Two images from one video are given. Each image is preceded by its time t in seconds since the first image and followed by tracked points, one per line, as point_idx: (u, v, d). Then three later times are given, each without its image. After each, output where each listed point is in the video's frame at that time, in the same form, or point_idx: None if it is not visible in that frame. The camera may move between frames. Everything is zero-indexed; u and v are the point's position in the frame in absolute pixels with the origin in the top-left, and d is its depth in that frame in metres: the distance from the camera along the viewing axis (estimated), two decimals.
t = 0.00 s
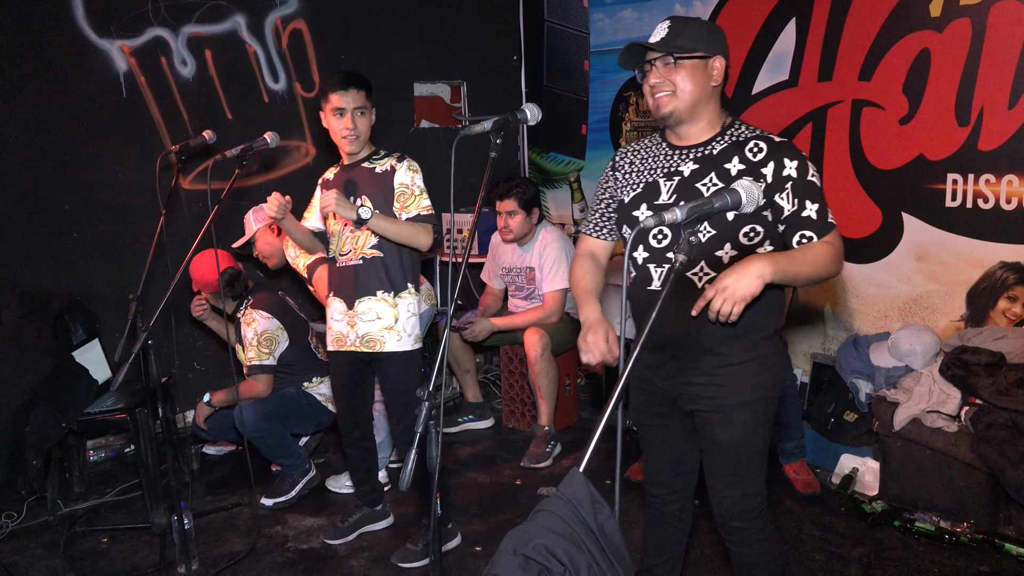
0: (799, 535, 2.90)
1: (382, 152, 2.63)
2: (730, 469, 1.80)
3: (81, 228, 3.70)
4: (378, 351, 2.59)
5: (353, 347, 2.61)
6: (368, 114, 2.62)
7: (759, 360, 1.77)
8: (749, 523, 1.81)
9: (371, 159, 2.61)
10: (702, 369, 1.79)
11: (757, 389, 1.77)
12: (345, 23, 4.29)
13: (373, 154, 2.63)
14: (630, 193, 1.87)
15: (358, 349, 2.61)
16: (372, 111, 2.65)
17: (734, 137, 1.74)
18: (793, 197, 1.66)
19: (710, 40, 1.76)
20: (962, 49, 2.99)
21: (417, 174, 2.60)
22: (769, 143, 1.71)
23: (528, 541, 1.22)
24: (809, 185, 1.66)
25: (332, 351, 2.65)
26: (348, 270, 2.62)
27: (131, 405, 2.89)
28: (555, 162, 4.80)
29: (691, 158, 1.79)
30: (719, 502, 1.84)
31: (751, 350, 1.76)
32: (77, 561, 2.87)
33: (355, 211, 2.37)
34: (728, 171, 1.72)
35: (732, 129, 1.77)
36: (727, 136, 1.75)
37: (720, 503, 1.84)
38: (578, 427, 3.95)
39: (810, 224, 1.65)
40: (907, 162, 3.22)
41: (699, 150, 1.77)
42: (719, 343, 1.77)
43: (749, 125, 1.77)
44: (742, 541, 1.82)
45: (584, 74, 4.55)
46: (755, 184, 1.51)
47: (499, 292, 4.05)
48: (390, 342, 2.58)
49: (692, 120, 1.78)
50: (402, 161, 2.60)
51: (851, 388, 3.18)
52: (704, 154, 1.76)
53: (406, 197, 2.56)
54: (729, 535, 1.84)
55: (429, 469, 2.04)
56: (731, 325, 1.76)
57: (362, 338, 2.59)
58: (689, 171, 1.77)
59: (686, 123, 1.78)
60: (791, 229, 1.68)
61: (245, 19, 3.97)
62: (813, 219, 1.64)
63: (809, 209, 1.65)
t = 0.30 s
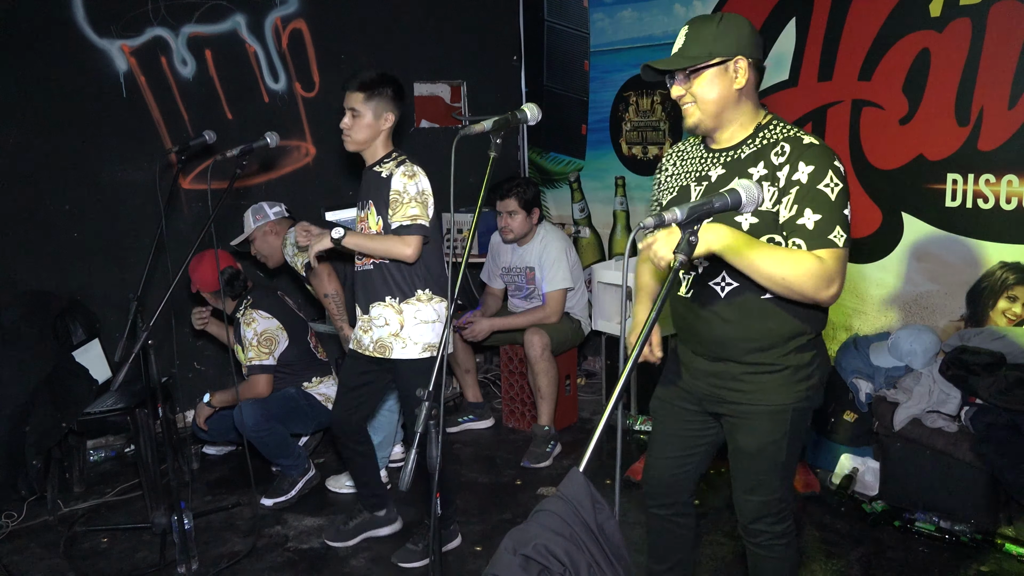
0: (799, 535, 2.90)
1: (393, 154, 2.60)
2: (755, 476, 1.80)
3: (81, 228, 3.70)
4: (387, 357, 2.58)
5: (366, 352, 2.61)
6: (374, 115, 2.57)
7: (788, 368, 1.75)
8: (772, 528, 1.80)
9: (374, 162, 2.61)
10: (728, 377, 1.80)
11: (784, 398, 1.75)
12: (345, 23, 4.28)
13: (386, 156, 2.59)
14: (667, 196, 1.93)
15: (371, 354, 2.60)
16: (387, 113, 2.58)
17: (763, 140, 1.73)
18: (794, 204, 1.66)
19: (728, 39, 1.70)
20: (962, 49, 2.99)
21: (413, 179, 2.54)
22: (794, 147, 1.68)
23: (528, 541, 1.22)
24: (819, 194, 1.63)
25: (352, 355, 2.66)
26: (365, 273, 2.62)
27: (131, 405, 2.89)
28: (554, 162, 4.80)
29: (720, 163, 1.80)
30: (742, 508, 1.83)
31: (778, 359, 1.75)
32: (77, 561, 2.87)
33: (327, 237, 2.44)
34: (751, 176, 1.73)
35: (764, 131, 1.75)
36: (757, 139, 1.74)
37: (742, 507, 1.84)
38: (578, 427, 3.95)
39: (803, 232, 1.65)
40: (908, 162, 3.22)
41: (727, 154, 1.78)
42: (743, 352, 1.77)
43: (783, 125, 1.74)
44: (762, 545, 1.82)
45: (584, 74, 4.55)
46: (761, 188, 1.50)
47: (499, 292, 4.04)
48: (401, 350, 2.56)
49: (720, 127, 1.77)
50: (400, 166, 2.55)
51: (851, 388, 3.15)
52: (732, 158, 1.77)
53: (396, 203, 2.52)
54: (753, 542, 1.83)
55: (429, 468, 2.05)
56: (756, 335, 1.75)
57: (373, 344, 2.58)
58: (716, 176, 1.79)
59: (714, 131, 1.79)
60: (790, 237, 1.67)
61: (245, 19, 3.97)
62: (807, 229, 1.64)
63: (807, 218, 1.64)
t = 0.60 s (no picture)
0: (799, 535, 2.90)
1: (388, 152, 2.58)
2: (749, 477, 1.80)
3: (81, 228, 3.70)
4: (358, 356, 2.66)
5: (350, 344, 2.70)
6: (365, 111, 2.55)
7: (779, 371, 1.74)
8: (766, 529, 1.82)
9: (374, 158, 2.60)
10: (723, 373, 1.81)
11: (775, 401, 1.74)
12: (345, 22, 4.28)
13: (383, 153, 2.57)
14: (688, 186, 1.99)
15: (351, 347, 2.70)
16: (378, 107, 2.56)
17: (755, 139, 1.72)
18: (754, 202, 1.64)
19: (720, 44, 1.73)
20: (962, 49, 2.99)
21: (389, 179, 2.48)
22: (775, 146, 1.67)
23: (528, 541, 1.22)
24: (781, 194, 1.62)
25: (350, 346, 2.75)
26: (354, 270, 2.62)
27: (131, 405, 2.89)
28: (554, 161, 4.80)
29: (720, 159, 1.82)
30: (737, 508, 1.85)
31: (770, 360, 1.74)
32: (76, 561, 2.87)
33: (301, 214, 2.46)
34: (732, 173, 1.74)
35: (760, 129, 1.74)
36: (751, 137, 1.73)
37: (737, 506, 1.85)
38: (578, 426, 3.96)
39: (756, 230, 1.63)
40: (908, 162, 3.22)
41: (725, 151, 1.80)
42: (736, 351, 1.77)
43: (780, 123, 1.71)
44: (760, 545, 1.83)
45: (584, 74, 4.55)
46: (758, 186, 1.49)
47: (499, 292, 4.05)
48: (364, 351, 2.60)
49: (719, 123, 1.81)
50: (381, 166, 2.52)
51: (851, 388, 3.16)
52: (727, 155, 1.78)
53: (370, 203, 2.51)
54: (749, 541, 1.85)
55: (428, 468, 2.04)
56: (747, 333, 1.75)
57: (353, 337, 2.67)
58: (711, 172, 1.82)
59: (715, 128, 1.82)
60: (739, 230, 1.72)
61: (245, 19, 3.97)
62: (761, 228, 1.62)
63: (762, 216, 1.62)
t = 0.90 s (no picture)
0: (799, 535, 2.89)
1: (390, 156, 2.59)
2: (742, 474, 1.80)
3: (81, 228, 3.70)
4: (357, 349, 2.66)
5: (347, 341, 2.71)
6: (356, 131, 2.52)
7: (769, 368, 1.75)
8: (761, 526, 1.81)
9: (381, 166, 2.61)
10: (714, 370, 1.81)
11: (765, 398, 1.75)
12: (345, 22, 4.29)
13: (386, 157, 2.58)
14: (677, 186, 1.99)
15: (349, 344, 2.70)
16: (365, 122, 2.52)
17: (738, 138, 1.73)
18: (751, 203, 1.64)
19: (715, 43, 1.72)
20: (962, 49, 2.99)
21: (394, 186, 2.49)
22: (756, 144, 1.68)
23: (528, 541, 1.22)
24: (775, 192, 1.61)
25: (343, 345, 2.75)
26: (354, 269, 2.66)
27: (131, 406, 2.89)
28: (554, 162, 4.80)
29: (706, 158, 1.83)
30: (733, 504, 1.84)
31: (758, 356, 1.75)
32: (77, 561, 2.87)
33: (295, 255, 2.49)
34: (717, 172, 1.74)
35: (743, 128, 1.75)
36: (735, 136, 1.74)
37: (733, 503, 1.85)
38: (578, 426, 3.95)
39: (759, 231, 1.63)
40: (908, 162, 3.22)
41: (710, 150, 1.80)
42: (726, 347, 1.79)
43: (762, 122, 1.72)
44: (756, 544, 1.82)
45: (584, 74, 4.55)
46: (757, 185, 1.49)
47: (499, 292, 4.05)
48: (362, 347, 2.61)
49: (707, 124, 1.81)
50: (384, 172, 2.52)
51: (851, 387, 3.16)
52: (711, 154, 1.79)
53: (373, 210, 2.50)
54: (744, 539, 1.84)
55: (429, 468, 2.04)
56: (737, 330, 1.76)
57: (350, 335, 2.68)
58: (698, 170, 1.82)
59: (703, 128, 1.83)
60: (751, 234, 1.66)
61: (245, 19, 3.97)
62: (764, 228, 1.62)
63: (764, 217, 1.62)
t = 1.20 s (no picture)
0: (799, 535, 2.89)
1: (389, 156, 2.63)
2: (715, 467, 1.83)
3: (81, 228, 3.70)
4: (356, 347, 2.65)
5: (342, 337, 2.71)
6: (354, 132, 2.52)
7: (741, 357, 1.81)
8: (731, 522, 1.85)
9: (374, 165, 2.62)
10: (689, 365, 1.85)
11: (740, 386, 1.80)
12: (346, 22, 4.29)
13: (382, 157, 2.62)
14: (634, 185, 1.94)
15: (344, 339, 2.70)
16: (361, 122, 2.53)
17: (725, 138, 1.74)
18: (767, 203, 1.64)
19: (705, 48, 1.74)
20: (962, 49, 2.99)
21: (417, 185, 2.55)
22: (753, 146, 1.69)
23: (528, 541, 1.21)
24: (787, 190, 1.63)
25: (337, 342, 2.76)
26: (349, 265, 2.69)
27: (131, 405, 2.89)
28: (555, 162, 4.81)
29: (683, 158, 1.82)
30: (717, 501, 1.85)
31: (732, 347, 1.80)
32: (77, 561, 2.87)
33: (342, 270, 2.40)
34: (710, 172, 1.74)
35: (726, 130, 1.76)
36: (719, 137, 1.75)
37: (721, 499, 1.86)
38: (579, 427, 3.95)
39: (781, 229, 1.63)
40: (907, 162, 3.22)
41: (690, 150, 1.79)
42: (700, 341, 1.83)
43: (743, 125, 1.75)
44: (729, 540, 1.86)
45: (584, 74, 4.55)
46: (755, 186, 1.49)
47: (499, 292, 4.05)
48: (365, 340, 2.61)
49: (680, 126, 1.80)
50: (402, 172, 2.57)
51: (851, 388, 3.18)
52: (694, 154, 1.78)
53: (401, 210, 2.53)
54: (719, 536, 1.87)
55: (429, 469, 2.03)
56: (712, 324, 1.81)
57: (346, 331, 2.68)
58: (678, 170, 1.80)
59: (675, 129, 1.81)
60: (764, 233, 1.66)
61: (245, 19, 3.97)
62: (785, 225, 1.62)
63: (782, 215, 1.62)
